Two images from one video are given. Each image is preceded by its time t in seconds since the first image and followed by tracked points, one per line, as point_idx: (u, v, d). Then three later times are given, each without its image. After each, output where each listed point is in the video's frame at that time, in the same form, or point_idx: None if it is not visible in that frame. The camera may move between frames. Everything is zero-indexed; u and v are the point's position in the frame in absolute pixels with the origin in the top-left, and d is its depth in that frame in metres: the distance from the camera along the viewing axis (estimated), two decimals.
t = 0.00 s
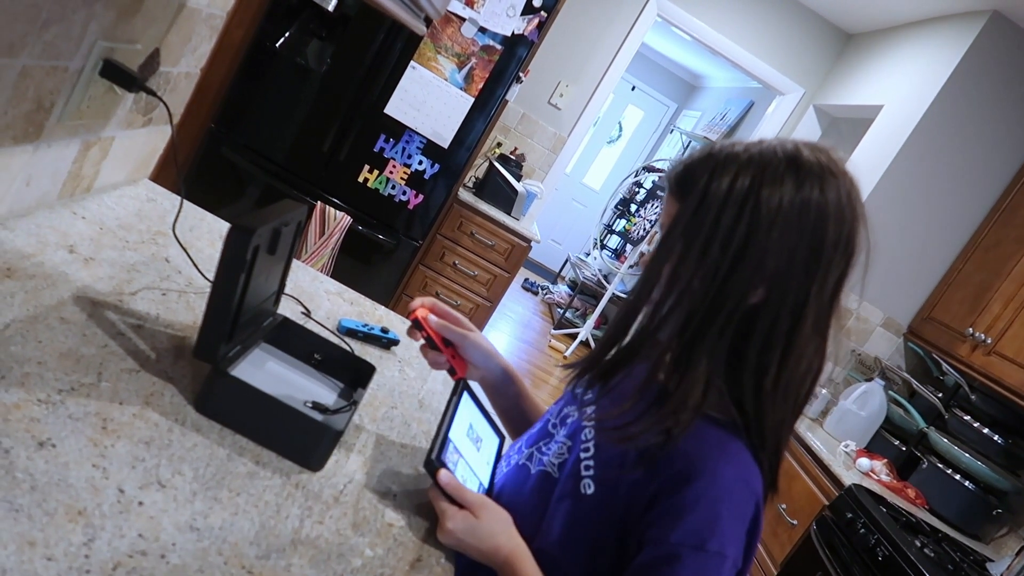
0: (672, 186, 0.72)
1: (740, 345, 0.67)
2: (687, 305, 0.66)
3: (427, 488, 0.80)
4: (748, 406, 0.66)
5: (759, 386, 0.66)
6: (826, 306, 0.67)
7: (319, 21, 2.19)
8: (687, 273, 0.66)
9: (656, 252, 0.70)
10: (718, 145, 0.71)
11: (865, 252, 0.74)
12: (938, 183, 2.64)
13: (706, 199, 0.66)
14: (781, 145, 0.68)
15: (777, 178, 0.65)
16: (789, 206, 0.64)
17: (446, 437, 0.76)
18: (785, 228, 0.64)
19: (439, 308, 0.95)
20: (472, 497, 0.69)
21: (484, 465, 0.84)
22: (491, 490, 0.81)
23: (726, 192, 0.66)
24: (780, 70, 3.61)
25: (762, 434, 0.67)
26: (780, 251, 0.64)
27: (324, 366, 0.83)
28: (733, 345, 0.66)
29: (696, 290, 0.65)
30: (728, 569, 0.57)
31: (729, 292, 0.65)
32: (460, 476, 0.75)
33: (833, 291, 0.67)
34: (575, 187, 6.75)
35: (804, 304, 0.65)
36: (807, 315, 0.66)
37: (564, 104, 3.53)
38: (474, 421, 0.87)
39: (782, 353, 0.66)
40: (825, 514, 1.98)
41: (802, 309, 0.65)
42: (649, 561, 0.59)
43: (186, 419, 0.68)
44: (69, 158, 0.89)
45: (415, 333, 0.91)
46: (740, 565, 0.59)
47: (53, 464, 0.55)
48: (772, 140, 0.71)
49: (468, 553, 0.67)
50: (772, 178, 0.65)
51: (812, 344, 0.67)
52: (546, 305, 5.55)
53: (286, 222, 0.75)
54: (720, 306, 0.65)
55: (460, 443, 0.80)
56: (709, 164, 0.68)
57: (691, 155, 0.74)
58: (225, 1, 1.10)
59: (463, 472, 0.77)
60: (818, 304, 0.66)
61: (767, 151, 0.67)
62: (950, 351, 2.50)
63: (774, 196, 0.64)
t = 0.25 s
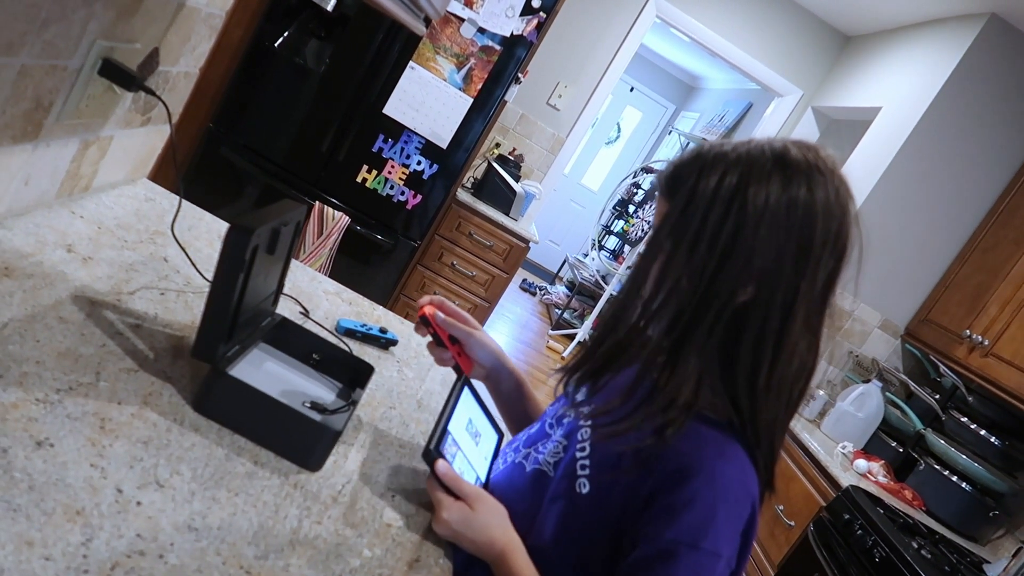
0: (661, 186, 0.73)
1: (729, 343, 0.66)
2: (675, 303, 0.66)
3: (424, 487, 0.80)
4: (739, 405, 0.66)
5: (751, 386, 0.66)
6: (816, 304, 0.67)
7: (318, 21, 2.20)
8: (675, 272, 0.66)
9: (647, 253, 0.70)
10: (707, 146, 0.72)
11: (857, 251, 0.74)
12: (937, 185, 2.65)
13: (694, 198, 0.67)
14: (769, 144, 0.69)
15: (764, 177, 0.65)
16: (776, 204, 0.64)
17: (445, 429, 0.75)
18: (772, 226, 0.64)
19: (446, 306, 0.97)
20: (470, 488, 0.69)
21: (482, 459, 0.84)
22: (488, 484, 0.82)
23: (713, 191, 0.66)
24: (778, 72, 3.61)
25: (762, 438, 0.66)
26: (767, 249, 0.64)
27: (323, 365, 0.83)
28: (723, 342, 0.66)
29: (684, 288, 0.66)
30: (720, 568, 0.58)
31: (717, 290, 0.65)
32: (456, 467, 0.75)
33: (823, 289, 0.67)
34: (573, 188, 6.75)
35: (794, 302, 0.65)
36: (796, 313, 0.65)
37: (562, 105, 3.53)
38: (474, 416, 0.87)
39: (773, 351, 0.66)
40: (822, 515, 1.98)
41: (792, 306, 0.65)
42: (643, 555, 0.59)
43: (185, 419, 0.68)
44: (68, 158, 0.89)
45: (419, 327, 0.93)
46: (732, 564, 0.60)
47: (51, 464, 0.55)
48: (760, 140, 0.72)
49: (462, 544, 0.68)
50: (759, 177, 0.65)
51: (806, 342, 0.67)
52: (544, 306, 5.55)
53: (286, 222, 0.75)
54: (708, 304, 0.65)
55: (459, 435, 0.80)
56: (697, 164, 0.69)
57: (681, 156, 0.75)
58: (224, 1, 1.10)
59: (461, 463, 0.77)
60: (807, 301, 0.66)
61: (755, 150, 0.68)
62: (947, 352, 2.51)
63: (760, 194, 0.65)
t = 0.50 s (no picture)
0: (657, 186, 0.73)
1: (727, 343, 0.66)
2: (668, 301, 0.66)
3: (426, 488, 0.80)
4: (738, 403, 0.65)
5: (750, 384, 0.66)
6: (813, 299, 0.66)
7: (320, 22, 2.22)
8: (669, 269, 0.66)
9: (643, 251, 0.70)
10: (701, 146, 0.72)
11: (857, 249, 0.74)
12: (941, 185, 2.64)
13: (688, 196, 0.67)
14: (763, 142, 0.69)
15: (757, 173, 0.65)
16: (769, 200, 0.64)
17: (446, 426, 0.75)
18: (766, 222, 0.64)
19: (453, 310, 0.97)
20: (468, 484, 0.69)
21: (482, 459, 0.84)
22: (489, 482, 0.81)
23: (707, 188, 0.66)
24: (781, 72, 3.60)
25: (766, 439, 0.66)
26: (762, 246, 0.64)
27: (325, 366, 0.83)
28: (719, 339, 0.66)
29: (677, 284, 0.66)
30: (719, 562, 0.57)
31: (710, 287, 0.65)
32: (457, 464, 0.75)
33: (820, 285, 0.66)
34: (576, 189, 6.75)
35: (790, 298, 0.65)
36: (792, 308, 0.65)
37: (565, 105, 3.53)
38: (476, 416, 0.87)
39: (768, 346, 0.65)
40: (826, 517, 1.98)
41: (787, 302, 0.65)
42: (641, 549, 0.59)
43: (186, 419, 0.67)
44: (70, 157, 0.89)
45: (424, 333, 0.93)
46: (731, 561, 0.59)
47: (52, 463, 0.54)
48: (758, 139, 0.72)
49: (460, 540, 0.68)
50: (752, 174, 0.65)
51: (805, 338, 0.67)
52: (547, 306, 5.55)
53: (288, 222, 0.76)
54: (703, 301, 0.65)
55: (460, 433, 0.79)
56: (690, 163, 0.69)
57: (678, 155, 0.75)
58: None
59: (461, 461, 0.77)
60: (804, 296, 0.65)
61: (748, 148, 0.68)
62: (951, 353, 2.50)
63: (753, 191, 0.64)
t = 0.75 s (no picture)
0: (656, 183, 0.73)
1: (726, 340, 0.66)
2: (666, 296, 0.66)
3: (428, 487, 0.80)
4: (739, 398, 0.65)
5: (749, 382, 0.65)
6: (813, 294, 0.66)
7: (322, 20, 2.21)
8: (667, 266, 0.66)
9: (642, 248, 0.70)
10: (699, 145, 0.72)
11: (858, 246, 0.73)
12: (944, 184, 2.63)
13: (687, 193, 0.67)
14: (763, 141, 0.69)
15: (755, 171, 0.65)
16: (767, 196, 0.64)
17: (439, 427, 0.75)
18: (764, 218, 0.63)
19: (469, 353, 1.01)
20: (468, 486, 0.69)
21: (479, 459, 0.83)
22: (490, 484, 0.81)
23: (705, 185, 0.66)
24: (784, 71, 3.60)
25: (767, 438, 0.65)
26: (761, 243, 0.63)
27: (327, 365, 0.83)
28: (716, 338, 0.66)
29: (675, 280, 0.66)
30: (720, 561, 0.56)
31: (708, 283, 0.65)
32: (454, 466, 0.74)
33: (821, 282, 0.66)
34: (578, 188, 6.74)
35: (789, 292, 0.64)
36: (792, 303, 0.65)
37: (567, 104, 3.52)
38: (469, 417, 0.86)
39: (768, 341, 0.65)
40: (828, 516, 1.97)
41: (787, 297, 0.64)
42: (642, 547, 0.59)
43: (189, 418, 0.67)
44: (72, 157, 0.89)
45: (437, 375, 0.97)
46: (733, 559, 0.58)
47: (55, 463, 0.54)
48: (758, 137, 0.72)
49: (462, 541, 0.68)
50: (750, 171, 0.65)
51: (805, 330, 0.66)
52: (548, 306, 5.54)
53: (291, 220, 0.76)
54: (701, 297, 0.65)
55: (454, 435, 0.79)
56: (688, 162, 0.69)
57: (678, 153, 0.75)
58: None
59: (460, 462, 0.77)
60: (804, 291, 0.65)
61: (746, 146, 0.68)
62: (953, 352, 2.50)
63: (751, 188, 0.64)
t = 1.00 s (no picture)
0: (660, 183, 0.73)
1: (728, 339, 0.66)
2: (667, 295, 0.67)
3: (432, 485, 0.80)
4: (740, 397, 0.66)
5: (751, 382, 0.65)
6: (816, 292, 0.66)
7: (326, 19, 2.21)
8: (669, 265, 0.67)
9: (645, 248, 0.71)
10: (703, 146, 0.72)
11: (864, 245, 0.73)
12: (947, 184, 2.63)
13: (688, 193, 0.67)
14: (765, 141, 0.69)
15: (756, 170, 0.65)
16: (768, 195, 0.64)
17: (453, 423, 0.77)
18: (766, 216, 0.63)
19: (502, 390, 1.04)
20: (469, 476, 0.71)
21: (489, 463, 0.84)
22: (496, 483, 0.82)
23: (707, 185, 0.66)
24: (787, 70, 3.59)
25: (770, 437, 0.66)
26: (762, 242, 0.63)
27: (330, 364, 0.83)
28: (717, 335, 0.66)
29: (676, 278, 0.66)
30: (722, 561, 0.57)
31: (709, 281, 0.65)
32: (461, 459, 0.76)
33: (824, 281, 0.66)
34: (581, 187, 6.74)
35: (791, 290, 0.64)
36: (794, 301, 0.64)
37: (570, 103, 3.52)
38: (487, 421, 0.88)
39: (769, 340, 0.65)
40: (829, 516, 1.97)
41: (789, 295, 0.64)
42: (645, 546, 0.59)
43: (193, 416, 0.68)
44: (78, 155, 0.89)
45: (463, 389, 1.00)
46: (735, 558, 0.59)
47: (62, 459, 0.55)
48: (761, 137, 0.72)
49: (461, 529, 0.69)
50: (751, 170, 0.65)
51: (809, 329, 0.66)
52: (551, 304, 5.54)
53: (295, 219, 0.76)
54: (701, 295, 0.65)
55: (467, 432, 0.81)
56: (691, 163, 0.70)
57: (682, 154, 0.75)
58: None
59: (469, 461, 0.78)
60: (806, 289, 0.65)
61: (749, 146, 0.68)
62: (956, 352, 2.49)
63: (752, 186, 0.64)
